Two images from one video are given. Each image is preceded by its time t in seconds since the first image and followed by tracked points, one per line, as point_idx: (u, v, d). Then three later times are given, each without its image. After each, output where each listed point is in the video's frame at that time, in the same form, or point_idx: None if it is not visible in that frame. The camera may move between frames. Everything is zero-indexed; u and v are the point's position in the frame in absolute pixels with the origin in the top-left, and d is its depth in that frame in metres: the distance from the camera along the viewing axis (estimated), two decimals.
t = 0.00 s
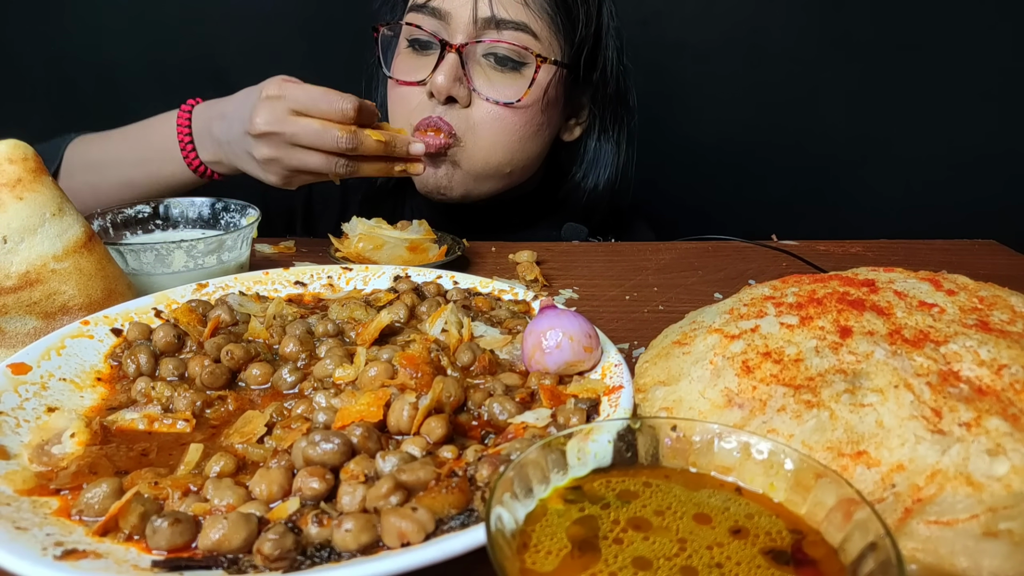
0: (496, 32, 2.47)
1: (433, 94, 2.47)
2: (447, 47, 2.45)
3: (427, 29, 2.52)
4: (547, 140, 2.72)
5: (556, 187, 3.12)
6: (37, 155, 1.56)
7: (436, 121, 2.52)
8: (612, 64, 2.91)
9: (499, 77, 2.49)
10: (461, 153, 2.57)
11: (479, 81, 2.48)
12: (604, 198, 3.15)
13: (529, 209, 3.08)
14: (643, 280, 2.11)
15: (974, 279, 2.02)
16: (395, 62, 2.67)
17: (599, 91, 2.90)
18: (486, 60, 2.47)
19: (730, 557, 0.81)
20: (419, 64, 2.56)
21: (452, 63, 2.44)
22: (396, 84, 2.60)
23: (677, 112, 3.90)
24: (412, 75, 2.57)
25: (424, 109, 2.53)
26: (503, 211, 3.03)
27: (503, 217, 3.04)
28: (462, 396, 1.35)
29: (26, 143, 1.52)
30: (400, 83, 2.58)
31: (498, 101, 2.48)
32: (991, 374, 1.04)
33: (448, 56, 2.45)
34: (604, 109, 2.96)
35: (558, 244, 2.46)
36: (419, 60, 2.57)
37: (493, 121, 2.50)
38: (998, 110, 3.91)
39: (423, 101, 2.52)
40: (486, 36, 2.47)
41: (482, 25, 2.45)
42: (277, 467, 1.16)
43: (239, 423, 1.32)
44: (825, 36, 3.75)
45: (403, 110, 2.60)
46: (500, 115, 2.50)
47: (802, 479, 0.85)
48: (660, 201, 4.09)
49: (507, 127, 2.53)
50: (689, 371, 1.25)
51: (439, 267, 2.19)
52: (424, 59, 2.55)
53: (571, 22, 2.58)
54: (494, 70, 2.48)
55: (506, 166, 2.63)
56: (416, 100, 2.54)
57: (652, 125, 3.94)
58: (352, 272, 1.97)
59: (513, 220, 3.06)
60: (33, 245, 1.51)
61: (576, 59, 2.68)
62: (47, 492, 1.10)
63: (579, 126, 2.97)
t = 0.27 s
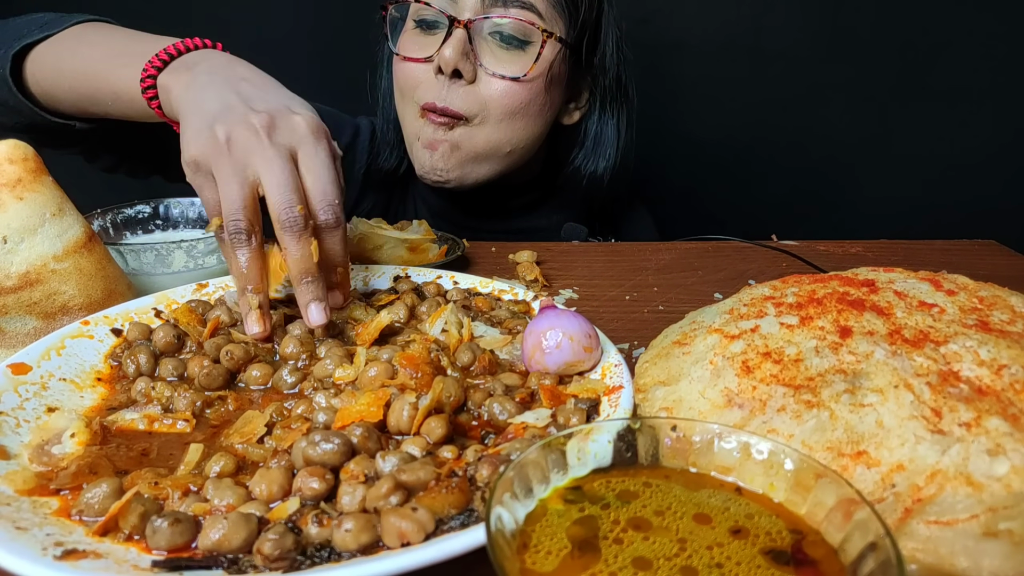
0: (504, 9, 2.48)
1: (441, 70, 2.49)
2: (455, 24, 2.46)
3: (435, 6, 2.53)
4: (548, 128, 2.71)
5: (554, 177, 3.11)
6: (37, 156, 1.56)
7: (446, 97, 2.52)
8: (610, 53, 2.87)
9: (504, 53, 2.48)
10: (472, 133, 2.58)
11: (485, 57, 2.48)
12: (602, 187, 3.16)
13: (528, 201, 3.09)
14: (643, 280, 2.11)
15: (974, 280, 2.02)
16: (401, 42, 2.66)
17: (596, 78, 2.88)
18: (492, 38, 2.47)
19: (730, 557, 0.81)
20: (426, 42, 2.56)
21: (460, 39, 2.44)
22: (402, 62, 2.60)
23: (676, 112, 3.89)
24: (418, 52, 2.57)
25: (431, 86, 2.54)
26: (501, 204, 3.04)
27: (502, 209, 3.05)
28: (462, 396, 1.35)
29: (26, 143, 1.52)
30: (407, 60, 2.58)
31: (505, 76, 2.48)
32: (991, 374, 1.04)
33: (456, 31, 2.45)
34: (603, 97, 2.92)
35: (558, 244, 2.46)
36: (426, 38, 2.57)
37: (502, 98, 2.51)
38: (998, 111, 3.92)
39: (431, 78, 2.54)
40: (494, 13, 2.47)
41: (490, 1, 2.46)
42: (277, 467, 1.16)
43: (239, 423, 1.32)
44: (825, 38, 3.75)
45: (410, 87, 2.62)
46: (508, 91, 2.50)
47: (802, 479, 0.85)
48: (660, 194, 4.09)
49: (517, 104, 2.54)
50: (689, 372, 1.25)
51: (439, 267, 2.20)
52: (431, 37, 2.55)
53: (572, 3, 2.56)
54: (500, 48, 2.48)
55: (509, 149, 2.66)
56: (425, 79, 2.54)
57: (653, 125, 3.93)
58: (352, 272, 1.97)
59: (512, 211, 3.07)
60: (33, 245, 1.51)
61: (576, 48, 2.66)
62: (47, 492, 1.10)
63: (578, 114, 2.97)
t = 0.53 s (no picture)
0: (533, 15, 2.61)
1: (478, 72, 2.64)
2: (489, 30, 2.58)
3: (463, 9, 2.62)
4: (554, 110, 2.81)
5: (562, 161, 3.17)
6: (37, 156, 1.56)
7: (481, 95, 2.71)
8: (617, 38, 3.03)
9: (536, 56, 2.66)
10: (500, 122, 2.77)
11: (519, 60, 2.66)
12: (609, 168, 3.23)
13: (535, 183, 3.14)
14: (643, 280, 2.11)
15: (974, 280, 2.02)
16: (429, 38, 2.76)
17: (604, 65, 3.04)
18: (522, 42, 2.62)
19: (730, 557, 0.81)
20: (457, 43, 2.69)
21: (495, 45, 2.58)
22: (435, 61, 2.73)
23: (677, 111, 3.89)
24: (450, 53, 2.70)
25: (467, 84, 2.71)
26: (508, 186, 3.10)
27: (507, 192, 3.11)
28: (462, 396, 1.36)
29: (26, 143, 1.52)
30: (442, 60, 2.71)
31: (537, 77, 2.68)
32: (991, 374, 1.04)
33: (490, 37, 2.59)
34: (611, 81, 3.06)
35: (558, 244, 2.46)
36: (457, 39, 2.69)
37: (532, 94, 2.71)
38: (999, 111, 3.92)
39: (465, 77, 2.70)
40: (523, 19, 2.60)
41: (520, 8, 2.58)
42: (277, 467, 1.16)
43: (239, 423, 1.32)
44: (825, 39, 3.75)
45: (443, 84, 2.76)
46: (537, 89, 2.70)
47: (802, 479, 0.85)
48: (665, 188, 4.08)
49: (543, 97, 2.73)
50: (689, 372, 1.25)
51: (439, 267, 2.20)
52: (463, 37, 2.66)
53: None
54: (531, 52, 2.65)
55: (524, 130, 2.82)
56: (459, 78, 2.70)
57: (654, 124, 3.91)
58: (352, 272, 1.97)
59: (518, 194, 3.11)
60: (33, 245, 1.51)
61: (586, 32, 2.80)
62: (47, 492, 1.10)
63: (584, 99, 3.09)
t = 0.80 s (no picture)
0: (548, 10, 2.63)
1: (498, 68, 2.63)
2: (509, 25, 2.59)
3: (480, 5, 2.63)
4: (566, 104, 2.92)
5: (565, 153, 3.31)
6: (37, 156, 1.56)
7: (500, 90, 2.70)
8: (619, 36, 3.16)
9: (554, 50, 2.69)
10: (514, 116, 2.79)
11: (538, 55, 2.67)
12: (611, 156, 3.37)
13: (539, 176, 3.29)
14: (643, 280, 2.11)
15: (974, 279, 2.02)
16: (448, 34, 2.77)
17: (608, 60, 3.14)
18: (537, 36, 2.64)
19: (730, 557, 0.81)
20: (476, 39, 2.69)
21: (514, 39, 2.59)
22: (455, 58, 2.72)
23: (677, 111, 3.87)
24: (469, 48, 2.70)
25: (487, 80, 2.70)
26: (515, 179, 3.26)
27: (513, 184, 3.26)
28: (462, 396, 1.36)
29: (26, 143, 1.52)
30: (460, 55, 2.70)
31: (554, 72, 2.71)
32: (991, 374, 1.04)
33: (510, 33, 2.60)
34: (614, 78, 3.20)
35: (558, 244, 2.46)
36: (476, 35, 2.69)
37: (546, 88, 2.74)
38: (999, 111, 3.92)
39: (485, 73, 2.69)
40: (540, 14, 2.62)
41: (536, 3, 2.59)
42: (277, 467, 1.16)
43: (239, 423, 1.32)
44: (825, 40, 3.74)
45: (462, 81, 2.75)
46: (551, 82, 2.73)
47: (802, 479, 0.85)
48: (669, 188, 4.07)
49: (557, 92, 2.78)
50: (689, 372, 1.25)
51: (439, 267, 2.20)
52: (482, 33, 2.66)
53: None
54: (546, 45, 2.67)
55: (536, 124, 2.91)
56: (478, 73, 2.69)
57: (654, 124, 3.90)
58: (352, 272, 1.97)
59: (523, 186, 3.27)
60: (33, 245, 1.51)
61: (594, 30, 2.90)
62: (48, 491, 1.10)
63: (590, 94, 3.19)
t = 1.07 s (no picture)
0: (547, 6, 2.67)
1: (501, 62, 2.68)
2: (510, 21, 2.63)
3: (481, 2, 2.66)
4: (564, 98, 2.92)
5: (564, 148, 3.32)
6: (37, 156, 1.56)
7: (503, 85, 2.74)
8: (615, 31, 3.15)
9: (555, 45, 2.72)
10: (516, 111, 2.82)
11: (539, 50, 2.71)
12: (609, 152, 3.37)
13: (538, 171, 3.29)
14: (643, 280, 2.11)
15: (974, 280, 2.02)
16: (449, 31, 2.80)
17: (606, 54, 3.12)
18: (538, 32, 2.68)
19: (729, 557, 0.81)
20: (477, 35, 2.72)
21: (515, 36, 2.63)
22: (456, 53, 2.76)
23: (675, 112, 3.87)
24: (470, 44, 2.73)
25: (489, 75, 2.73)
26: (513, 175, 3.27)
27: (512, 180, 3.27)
28: (462, 396, 1.36)
29: (26, 143, 1.52)
30: (462, 52, 2.74)
31: (555, 66, 2.75)
32: (991, 374, 1.04)
33: (511, 29, 2.63)
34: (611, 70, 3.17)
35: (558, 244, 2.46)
36: (476, 31, 2.71)
37: (548, 82, 2.77)
38: (998, 111, 3.92)
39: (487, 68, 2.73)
40: (540, 11, 2.65)
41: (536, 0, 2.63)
42: (277, 467, 1.17)
43: (239, 423, 1.32)
44: (825, 41, 3.74)
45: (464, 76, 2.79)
46: (552, 76, 2.76)
47: (802, 479, 0.85)
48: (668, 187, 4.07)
49: (556, 85, 2.80)
50: (689, 371, 1.25)
51: (439, 267, 2.20)
52: (482, 29, 2.70)
53: None
54: (546, 40, 2.71)
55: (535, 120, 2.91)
56: (480, 69, 2.73)
57: (654, 125, 3.90)
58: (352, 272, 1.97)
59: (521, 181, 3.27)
60: (33, 245, 1.51)
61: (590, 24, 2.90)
62: (48, 491, 1.10)
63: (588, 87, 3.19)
